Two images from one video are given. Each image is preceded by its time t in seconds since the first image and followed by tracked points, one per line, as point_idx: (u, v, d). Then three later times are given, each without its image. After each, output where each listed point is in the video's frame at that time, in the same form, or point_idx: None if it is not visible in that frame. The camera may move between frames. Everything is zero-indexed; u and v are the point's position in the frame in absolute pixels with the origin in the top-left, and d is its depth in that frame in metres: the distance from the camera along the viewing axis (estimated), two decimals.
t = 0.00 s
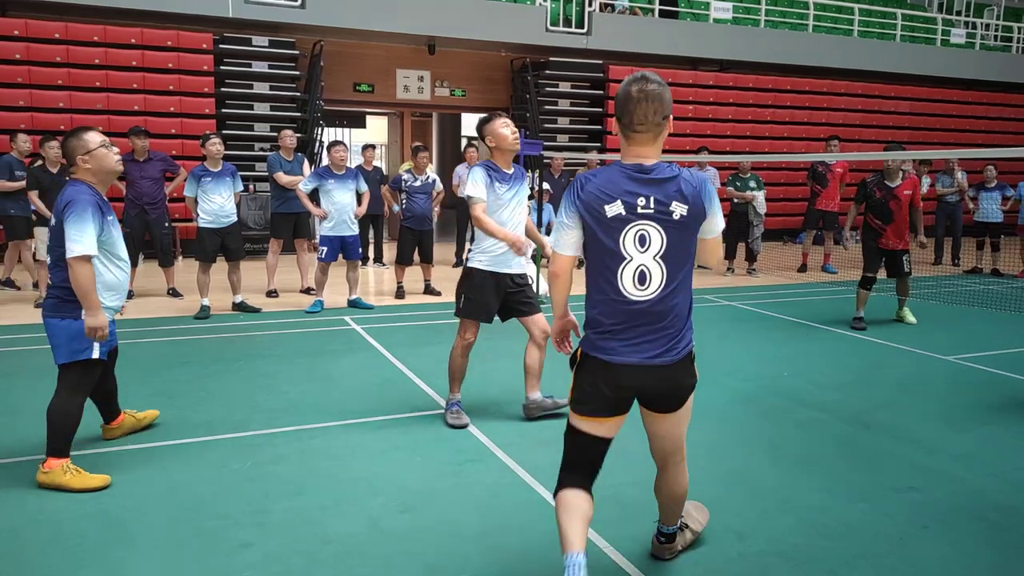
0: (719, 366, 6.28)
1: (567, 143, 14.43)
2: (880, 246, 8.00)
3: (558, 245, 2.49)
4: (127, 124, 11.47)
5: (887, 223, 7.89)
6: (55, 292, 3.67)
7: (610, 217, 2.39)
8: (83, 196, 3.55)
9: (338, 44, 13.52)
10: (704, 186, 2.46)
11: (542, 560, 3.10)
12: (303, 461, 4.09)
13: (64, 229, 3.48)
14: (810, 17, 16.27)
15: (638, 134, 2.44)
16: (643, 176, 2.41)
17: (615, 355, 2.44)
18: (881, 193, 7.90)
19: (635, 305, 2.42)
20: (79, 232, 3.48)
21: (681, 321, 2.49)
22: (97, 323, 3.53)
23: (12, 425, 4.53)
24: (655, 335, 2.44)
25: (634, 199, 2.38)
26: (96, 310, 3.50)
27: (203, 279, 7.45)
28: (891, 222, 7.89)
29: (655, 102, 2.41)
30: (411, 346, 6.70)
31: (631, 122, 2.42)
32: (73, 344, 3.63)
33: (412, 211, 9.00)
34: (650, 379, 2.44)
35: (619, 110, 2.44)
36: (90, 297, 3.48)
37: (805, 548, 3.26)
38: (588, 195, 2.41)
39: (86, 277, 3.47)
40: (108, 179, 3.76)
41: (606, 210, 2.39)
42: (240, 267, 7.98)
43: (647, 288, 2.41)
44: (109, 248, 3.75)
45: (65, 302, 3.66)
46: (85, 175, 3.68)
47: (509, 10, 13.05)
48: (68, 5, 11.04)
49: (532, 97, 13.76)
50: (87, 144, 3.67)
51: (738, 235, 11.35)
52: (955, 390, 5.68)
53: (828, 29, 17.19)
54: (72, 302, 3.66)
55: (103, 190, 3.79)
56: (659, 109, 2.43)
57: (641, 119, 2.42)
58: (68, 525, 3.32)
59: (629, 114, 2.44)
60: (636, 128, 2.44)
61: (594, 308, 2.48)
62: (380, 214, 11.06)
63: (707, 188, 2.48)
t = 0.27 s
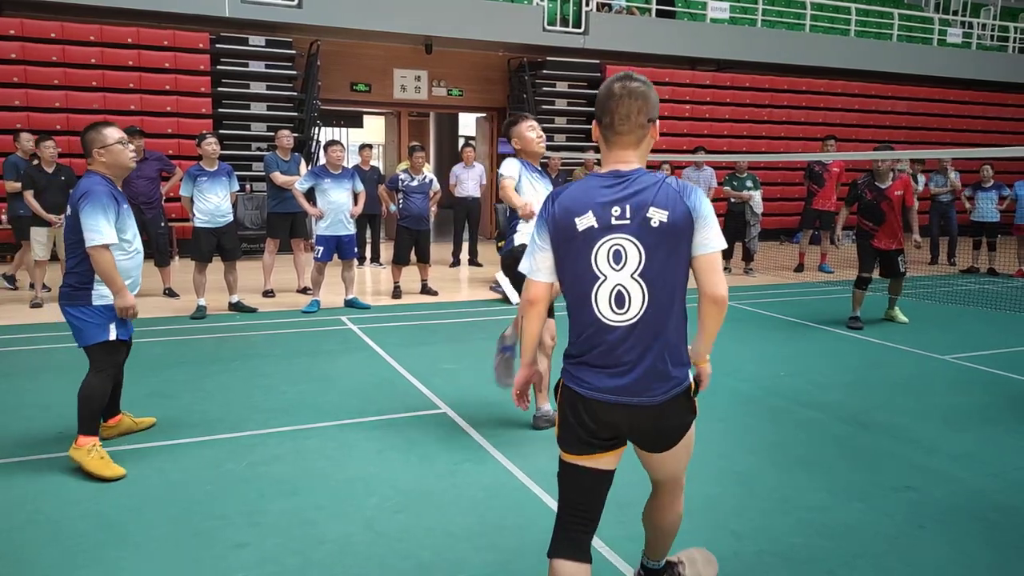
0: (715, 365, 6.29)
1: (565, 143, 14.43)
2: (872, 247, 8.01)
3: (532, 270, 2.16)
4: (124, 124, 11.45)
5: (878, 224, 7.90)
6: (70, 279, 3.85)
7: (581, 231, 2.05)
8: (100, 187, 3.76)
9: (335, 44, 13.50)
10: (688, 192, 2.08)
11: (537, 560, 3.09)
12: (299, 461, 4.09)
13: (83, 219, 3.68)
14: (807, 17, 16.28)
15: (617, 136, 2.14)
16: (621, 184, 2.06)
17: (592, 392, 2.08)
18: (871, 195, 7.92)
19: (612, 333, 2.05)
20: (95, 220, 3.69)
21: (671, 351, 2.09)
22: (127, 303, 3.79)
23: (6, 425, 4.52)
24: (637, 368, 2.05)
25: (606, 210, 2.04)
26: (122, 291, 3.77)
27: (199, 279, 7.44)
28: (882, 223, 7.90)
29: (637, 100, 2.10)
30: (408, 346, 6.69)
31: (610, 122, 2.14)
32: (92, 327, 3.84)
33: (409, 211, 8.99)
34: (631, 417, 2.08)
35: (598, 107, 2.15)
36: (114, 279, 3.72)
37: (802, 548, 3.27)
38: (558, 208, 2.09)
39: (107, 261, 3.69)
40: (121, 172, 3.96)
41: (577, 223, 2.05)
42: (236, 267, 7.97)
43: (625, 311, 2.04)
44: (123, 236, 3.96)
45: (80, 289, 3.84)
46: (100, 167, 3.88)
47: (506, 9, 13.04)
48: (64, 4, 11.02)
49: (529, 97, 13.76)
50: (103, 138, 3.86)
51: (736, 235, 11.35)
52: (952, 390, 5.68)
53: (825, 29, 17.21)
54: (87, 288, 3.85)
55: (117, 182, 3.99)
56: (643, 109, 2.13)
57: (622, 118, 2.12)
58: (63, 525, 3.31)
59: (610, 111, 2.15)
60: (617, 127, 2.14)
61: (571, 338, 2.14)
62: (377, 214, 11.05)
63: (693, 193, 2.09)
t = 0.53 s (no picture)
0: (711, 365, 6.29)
1: (561, 143, 14.46)
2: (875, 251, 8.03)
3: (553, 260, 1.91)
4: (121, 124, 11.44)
5: (881, 230, 7.92)
6: (80, 278, 3.92)
7: (614, 227, 1.86)
8: (108, 186, 3.81)
9: (331, 44, 13.50)
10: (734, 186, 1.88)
11: (532, 562, 3.09)
12: (294, 461, 4.09)
13: (91, 217, 3.73)
14: (803, 18, 16.30)
15: (652, 124, 1.93)
16: (659, 178, 1.87)
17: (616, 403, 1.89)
18: (873, 201, 7.93)
19: (643, 341, 1.87)
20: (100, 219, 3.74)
21: (707, 364, 1.90)
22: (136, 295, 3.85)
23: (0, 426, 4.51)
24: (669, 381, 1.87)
25: (643, 206, 1.85)
26: (131, 284, 3.82)
27: (195, 279, 7.44)
28: (885, 229, 7.92)
29: (677, 84, 1.89)
30: (404, 346, 6.69)
31: (643, 107, 1.92)
32: (100, 323, 3.90)
33: (405, 211, 8.99)
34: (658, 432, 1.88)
35: (631, 93, 1.95)
36: (122, 275, 3.78)
37: (796, 548, 3.27)
38: (589, 200, 1.88)
39: (114, 258, 3.74)
40: (130, 172, 4.01)
41: (611, 218, 1.86)
42: (232, 268, 7.96)
43: (659, 318, 1.86)
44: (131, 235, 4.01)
45: (88, 288, 3.90)
46: (109, 167, 3.93)
47: (503, 10, 13.06)
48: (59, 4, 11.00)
49: (525, 97, 13.77)
50: (112, 137, 3.91)
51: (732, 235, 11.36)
52: (948, 390, 5.69)
53: (822, 29, 17.24)
54: (96, 286, 3.92)
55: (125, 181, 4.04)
56: (683, 94, 1.91)
57: (659, 104, 1.91)
58: (57, 526, 3.31)
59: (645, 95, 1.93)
60: (653, 115, 1.92)
61: (597, 344, 1.94)
62: (374, 214, 11.06)
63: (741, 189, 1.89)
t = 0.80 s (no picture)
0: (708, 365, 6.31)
1: (559, 143, 14.45)
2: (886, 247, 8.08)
3: (607, 258, 1.89)
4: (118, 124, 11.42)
5: (898, 225, 7.96)
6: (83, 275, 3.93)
7: (664, 223, 1.82)
8: (111, 185, 3.81)
9: (329, 43, 13.48)
10: (793, 188, 1.82)
11: (531, 561, 3.09)
12: (293, 461, 4.08)
13: (93, 215, 3.72)
14: (801, 18, 16.31)
15: (714, 119, 1.89)
16: (716, 174, 1.82)
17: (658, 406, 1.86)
18: (892, 197, 7.96)
19: (688, 341, 1.83)
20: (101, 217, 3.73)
21: (755, 371, 1.85)
22: (116, 302, 3.73)
23: None
24: (713, 385, 1.83)
25: (696, 202, 1.80)
26: (116, 288, 3.74)
27: (192, 279, 7.42)
28: (901, 225, 7.96)
29: (741, 78, 1.84)
30: (402, 346, 6.69)
31: (706, 101, 1.87)
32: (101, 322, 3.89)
33: (403, 211, 8.98)
34: (700, 442, 1.83)
35: (693, 85, 1.90)
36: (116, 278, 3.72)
37: (795, 548, 3.27)
38: (641, 193, 1.85)
39: (111, 257, 3.71)
40: (135, 172, 4.01)
41: (661, 213, 1.82)
42: (229, 267, 7.95)
43: (707, 320, 1.81)
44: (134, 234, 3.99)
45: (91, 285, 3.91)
46: (115, 166, 3.93)
47: (500, 10, 13.05)
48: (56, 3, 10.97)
49: (523, 97, 13.76)
50: (119, 137, 3.91)
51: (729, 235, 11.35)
52: (946, 390, 5.69)
53: (819, 30, 17.26)
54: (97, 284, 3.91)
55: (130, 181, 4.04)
56: (748, 89, 1.85)
57: (721, 98, 1.86)
58: (55, 526, 3.30)
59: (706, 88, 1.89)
60: (715, 109, 1.88)
61: (642, 342, 1.90)
62: (372, 214, 11.05)
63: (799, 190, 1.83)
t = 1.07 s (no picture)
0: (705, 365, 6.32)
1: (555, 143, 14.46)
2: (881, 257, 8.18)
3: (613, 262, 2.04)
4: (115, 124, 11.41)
5: (897, 237, 8.03)
6: (66, 274, 3.88)
7: (659, 227, 1.88)
8: (111, 193, 3.78)
9: (326, 43, 13.48)
10: (791, 196, 1.81)
11: (527, 561, 3.10)
12: (290, 462, 4.09)
13: (88, 219, 3.68)
14: (798, 18, 16.33)
15: (727, 125, 1.91)
16: (712, 179, 1.85)
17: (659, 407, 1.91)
18: (889, 208, 7.96)
19: (681, 342, 1.87)
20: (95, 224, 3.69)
21: (750, 376, 1.85)
22: (114, 310, 3.71)
23: None
24: (706, 387, 1.85)
25: (689, 206, 1.84)
26: (112, 297, 3.70)
27: (189, 279, 7.42)
28: (900, 237, 8.04)
29: (753, 86, 1.86)
30: (399, 346, 6.69)
31: (721, 107, 1.91)
32: (81, 324, 3.84)
33: (400, 211, 8.99)
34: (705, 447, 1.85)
35: (709, 91, 1.93)
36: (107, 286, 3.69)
37: (791, 547, 3.28)
38: (641, 199, 1.93)
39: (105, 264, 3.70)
40: (136, 181, 3.97)
41: (657, 218, 1.88)
42: (226, 268, 7.94)
43: (698, 323, 1.85)
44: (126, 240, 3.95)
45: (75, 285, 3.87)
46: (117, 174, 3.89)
47: (497, 10, 13.06)
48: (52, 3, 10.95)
49: (520, 97, 13.77)
50: (127, 146, 3.88)
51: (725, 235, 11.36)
52: (941, 390, 5.72)
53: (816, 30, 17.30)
54: (79, 285, 3.87)
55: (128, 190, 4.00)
56: (761, 97, 1.88)
57: (734, 106, 1.89)
58: (51, 527, 3.30)
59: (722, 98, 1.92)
60: (727, 115, 1.91)
61: (646, 344, 1.97)
62: (369, 214, 11.05)
63: (799, 198, 1.82)
